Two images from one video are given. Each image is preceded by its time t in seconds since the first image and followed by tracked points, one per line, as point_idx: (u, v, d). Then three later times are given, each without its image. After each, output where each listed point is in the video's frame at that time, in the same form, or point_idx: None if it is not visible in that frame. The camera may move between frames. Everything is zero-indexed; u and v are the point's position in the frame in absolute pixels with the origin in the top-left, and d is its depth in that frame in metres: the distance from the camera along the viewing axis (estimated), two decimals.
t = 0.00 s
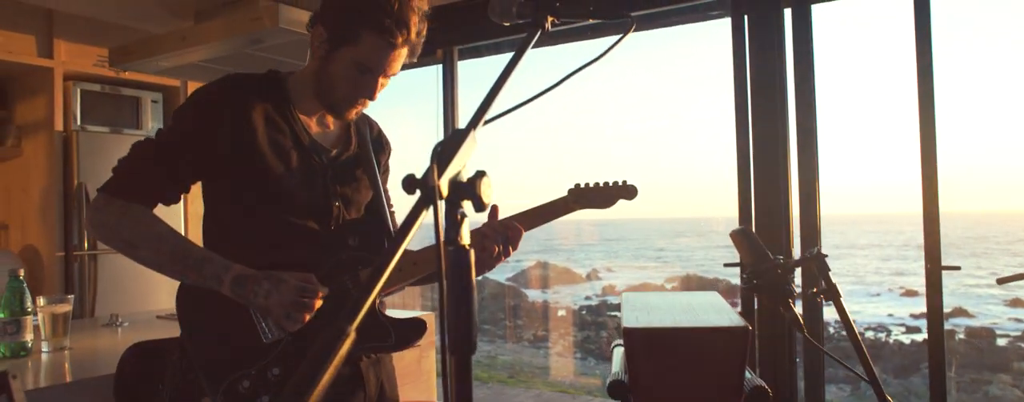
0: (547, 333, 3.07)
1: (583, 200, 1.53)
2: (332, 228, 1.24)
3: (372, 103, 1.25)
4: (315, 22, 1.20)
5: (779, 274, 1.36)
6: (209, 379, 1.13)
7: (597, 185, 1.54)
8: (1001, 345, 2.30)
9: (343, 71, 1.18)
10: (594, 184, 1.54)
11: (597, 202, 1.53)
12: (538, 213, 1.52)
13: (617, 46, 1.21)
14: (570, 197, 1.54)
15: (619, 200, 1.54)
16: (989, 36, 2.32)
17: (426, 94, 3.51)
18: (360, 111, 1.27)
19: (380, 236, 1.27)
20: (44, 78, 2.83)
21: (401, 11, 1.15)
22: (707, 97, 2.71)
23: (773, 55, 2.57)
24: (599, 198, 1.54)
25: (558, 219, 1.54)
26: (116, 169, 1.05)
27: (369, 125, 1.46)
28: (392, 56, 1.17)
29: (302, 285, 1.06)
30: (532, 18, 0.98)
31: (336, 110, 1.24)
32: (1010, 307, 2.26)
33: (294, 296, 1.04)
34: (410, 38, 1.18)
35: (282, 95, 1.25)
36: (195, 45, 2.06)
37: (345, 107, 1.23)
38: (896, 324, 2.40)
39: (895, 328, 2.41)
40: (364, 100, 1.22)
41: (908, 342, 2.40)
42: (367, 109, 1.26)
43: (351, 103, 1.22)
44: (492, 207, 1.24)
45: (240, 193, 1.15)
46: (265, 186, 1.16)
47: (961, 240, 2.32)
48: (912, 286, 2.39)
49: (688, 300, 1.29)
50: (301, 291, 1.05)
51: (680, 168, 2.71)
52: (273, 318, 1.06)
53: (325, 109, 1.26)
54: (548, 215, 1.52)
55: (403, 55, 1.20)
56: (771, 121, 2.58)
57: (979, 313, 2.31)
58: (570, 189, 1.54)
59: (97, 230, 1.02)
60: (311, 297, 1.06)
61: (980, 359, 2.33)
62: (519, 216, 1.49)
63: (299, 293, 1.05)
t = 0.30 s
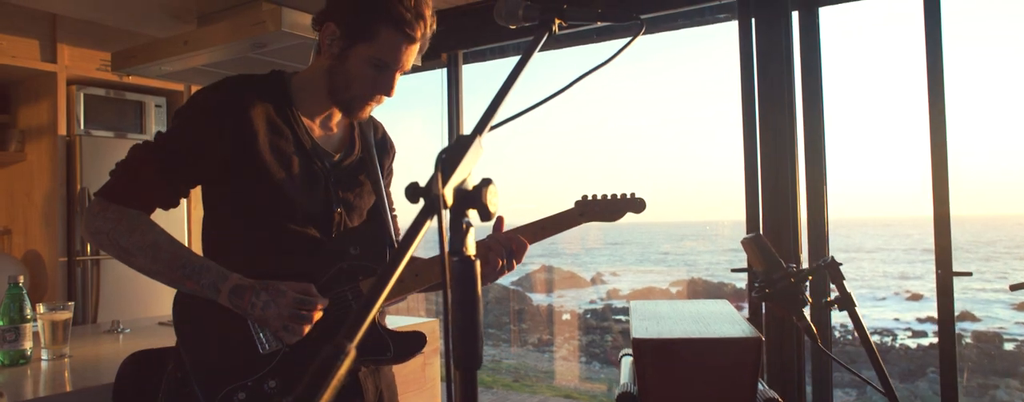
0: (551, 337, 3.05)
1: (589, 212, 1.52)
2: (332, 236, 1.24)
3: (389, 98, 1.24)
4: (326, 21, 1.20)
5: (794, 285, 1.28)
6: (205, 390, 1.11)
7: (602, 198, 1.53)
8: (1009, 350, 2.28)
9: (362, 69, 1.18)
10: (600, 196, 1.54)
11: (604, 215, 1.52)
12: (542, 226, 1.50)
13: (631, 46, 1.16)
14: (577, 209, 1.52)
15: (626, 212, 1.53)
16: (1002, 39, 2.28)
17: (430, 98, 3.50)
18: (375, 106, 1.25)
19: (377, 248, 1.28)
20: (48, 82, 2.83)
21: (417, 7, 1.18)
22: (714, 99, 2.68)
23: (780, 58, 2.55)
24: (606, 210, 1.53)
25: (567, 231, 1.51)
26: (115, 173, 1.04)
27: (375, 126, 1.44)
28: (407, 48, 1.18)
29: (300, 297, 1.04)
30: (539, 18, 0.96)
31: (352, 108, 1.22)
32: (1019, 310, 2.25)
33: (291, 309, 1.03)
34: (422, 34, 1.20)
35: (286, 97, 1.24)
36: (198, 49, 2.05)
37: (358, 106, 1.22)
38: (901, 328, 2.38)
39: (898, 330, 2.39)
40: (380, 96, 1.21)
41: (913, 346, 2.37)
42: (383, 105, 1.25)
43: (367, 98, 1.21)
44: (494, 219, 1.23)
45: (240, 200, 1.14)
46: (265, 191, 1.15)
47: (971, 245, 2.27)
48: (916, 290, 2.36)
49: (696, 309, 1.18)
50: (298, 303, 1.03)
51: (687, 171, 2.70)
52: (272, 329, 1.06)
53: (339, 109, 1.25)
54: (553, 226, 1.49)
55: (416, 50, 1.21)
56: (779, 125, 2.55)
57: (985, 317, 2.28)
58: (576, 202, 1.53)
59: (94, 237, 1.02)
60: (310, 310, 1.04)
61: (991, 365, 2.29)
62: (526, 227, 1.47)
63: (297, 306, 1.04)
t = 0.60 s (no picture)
0: (554, 343, 3.04)
1: (595, 220, 1.48)
2: (335, 250, 1.22)
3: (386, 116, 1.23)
4: (327, 37, 1.19)
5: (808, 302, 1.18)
6: None
7: (607, 206, 1.49)
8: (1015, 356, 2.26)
9: (358, 88, 1.17)
10: (604, 203, 1.49)
11: (608, 221, 1.48)
12: (547, 234, 1.49)
13: (641, 58, 1.14)
14: (582, 217, 1.49)
15: (632, 220, 1.49)
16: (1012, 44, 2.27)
17: (434, 105, 3.49)
18: (373, 125, 1.25)
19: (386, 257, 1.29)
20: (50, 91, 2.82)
21: (416, 26, 1.15)
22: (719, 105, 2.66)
23: (786, 65, 2.54)
24: (612, 218, 1.48)
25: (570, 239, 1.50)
26: (115, 188, 1.03)
27: (377, 139, 1.42)
28: (407, 68, 1.16)
29: (302, 306, 1.05)
30: (548, 30, 0.94)
31: (348, 126, 1.22)
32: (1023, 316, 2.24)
33: (295, 317, 1.03)
34: (422, 55, 1.18)
35: (286, 110, 1.23)
36: (200, 58, 2.04)
37: (356, 123, 1.22)
38: (905, 334, 2.36)
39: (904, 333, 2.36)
40: (377, 115, 1.20)
41: (917, 352, 2.35)
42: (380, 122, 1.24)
43: (365, 117, 1.20)
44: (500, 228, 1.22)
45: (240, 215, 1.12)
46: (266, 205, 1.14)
47: (979, 251, 2.26)
48: (919, 295, 2.35)
49: (713, 328, 1.13)
50: (302, 311, 1.05)
51: (692, 176, 2.69)
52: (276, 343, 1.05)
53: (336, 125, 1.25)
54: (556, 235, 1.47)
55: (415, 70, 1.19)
56: (786, 132, 2.54)
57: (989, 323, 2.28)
58: (581, 210, 1.49)
59: (94, 253, 1.01)
60: (314, 317, 1.06)
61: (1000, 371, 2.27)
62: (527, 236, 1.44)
63: (300, 314, 1.05)
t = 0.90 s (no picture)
0: (556, 348, 3.05)
1: (603, 237, 1.47)
2: (343, 262, 1.21)
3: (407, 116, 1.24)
4: (343, 44, 1.21)
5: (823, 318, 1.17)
6: None
7: (616, 221, 1.49)
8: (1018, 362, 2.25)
9: (387, 92, 1.18)
10: (613, 220, 1.48)
11: (617, 238, 1.47)
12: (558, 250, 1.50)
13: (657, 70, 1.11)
14: (591, 233, 1.49)
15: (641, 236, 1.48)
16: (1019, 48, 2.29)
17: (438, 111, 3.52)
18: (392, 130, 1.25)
19: (391, 270, 1.30)
20: (53, 98, 2.81)
21: (434, 24, 1.21)
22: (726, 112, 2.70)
23: (793, 70, 2.58)
24: (620, 234, 1.47)
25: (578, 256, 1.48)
26: (121, 198, 1.02)
27: (385, 149, 1.42)
28: (426, 63, 1.20)
29: (311, 326, 1.05)
30: (560, 44, 0.94)
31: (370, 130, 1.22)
32: None
33: (302, 338, 1.03)
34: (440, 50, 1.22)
35: (295, 119, 1.22)
36: (205, 66, 2.03)
37: (379, 126, 1.22)
38: (908, 339, 2.35)
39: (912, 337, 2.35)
40: (403, 114, 1.21)
41: (919, 357, 2.33)
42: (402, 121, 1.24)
43: (389, 116, 1.20)
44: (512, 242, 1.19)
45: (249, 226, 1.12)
46: (274, 217, 1.13)
47: (982, 256, 2.28)
48: (919, 299, 2.35)
49: (722, 342, 1.12)
50: (309, 331, 1.04)
51: (699, 182, 2.70)
52: (282, 361, 1.05)
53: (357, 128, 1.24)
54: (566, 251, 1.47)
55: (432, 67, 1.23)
56: (791, 139, 2.57)
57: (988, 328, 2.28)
58: (590, 226, 1.49)
59: (98, 265, 1.00)
60: (320, 339, 1.06)
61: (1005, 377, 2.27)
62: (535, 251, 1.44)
63: (308, 335, 1.04)
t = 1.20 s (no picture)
0: (557, 354, 3.13)
1: (613, 240, 1.46)
2: (352, 273, 1.20)
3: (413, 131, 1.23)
4: (349, 57, 1.21)
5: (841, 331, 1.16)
6: None
7: (626, 225, 1.48)
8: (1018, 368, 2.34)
9: (391, 107, 1.17)
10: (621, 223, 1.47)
11: (627, 241, 1.47)
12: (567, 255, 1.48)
13: (674, 84, 1.10)
14: (600, 237, 1.47)
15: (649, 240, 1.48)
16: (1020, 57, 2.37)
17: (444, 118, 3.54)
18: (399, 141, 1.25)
19: (401, 281, 1.28)
20: (58, 105, 2.81)
21: (441, 39, 1.21)
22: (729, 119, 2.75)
23: (799, 78, 2.64)
24: (629, 237, 1.47)
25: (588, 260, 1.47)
26: (126, 212, 1.01)
27: (392, 159, 1.42)
28: (434, 79, 1.20)
29: (324, 335, 1.06)
30: (576, 53, 0.93)
31: (375, 144, 1.22)
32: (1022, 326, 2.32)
33: (316, 347, 1.04)
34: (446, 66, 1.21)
35: (302, 129, 1.21)
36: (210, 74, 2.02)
37: (383, 140, 1.21)
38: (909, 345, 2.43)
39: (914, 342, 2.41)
40: (407, 130, 1.20)
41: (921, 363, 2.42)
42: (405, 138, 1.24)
43: (394, 132, 1.20)
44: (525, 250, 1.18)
45: (258, 237, 1.11)
46: (283, 228, 1.12)
47: (988, 261, 2.33)
48: (918, 304, 2.44)
49: (737, 355, 1.11)
50: (322, 342, 1.05)
51: (707, 185, 2.78)
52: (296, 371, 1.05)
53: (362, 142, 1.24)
54: (576, 256, 1.45)
55: (438, 83, 1.22)
56: (798, 145, 2.63)
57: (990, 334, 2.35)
58: (599, 230, 1.48)
59: (106, 279, 0.99)
60: (334, 348, 1.07)
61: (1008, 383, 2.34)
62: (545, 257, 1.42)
63: (321, 345, 1.06)
